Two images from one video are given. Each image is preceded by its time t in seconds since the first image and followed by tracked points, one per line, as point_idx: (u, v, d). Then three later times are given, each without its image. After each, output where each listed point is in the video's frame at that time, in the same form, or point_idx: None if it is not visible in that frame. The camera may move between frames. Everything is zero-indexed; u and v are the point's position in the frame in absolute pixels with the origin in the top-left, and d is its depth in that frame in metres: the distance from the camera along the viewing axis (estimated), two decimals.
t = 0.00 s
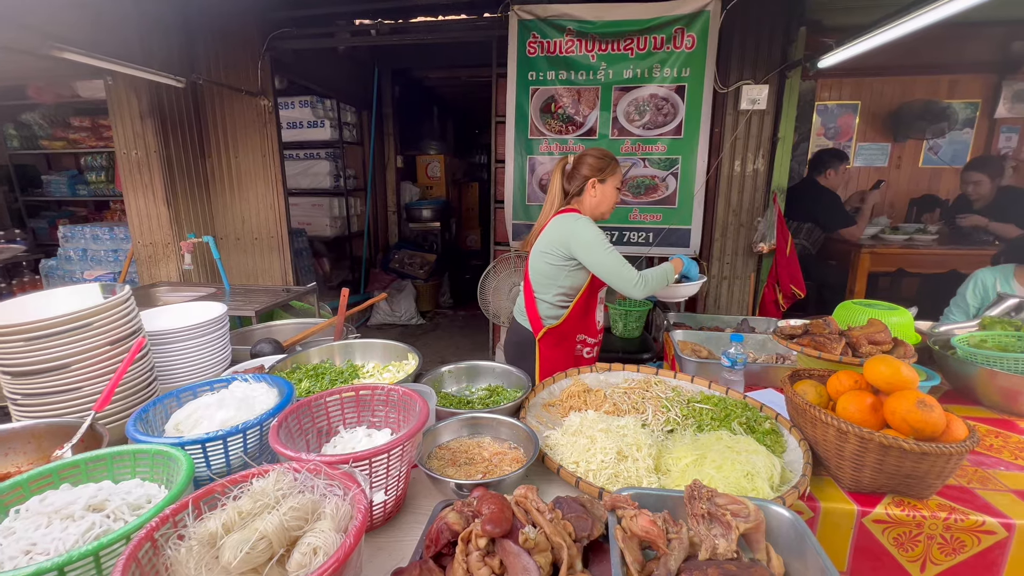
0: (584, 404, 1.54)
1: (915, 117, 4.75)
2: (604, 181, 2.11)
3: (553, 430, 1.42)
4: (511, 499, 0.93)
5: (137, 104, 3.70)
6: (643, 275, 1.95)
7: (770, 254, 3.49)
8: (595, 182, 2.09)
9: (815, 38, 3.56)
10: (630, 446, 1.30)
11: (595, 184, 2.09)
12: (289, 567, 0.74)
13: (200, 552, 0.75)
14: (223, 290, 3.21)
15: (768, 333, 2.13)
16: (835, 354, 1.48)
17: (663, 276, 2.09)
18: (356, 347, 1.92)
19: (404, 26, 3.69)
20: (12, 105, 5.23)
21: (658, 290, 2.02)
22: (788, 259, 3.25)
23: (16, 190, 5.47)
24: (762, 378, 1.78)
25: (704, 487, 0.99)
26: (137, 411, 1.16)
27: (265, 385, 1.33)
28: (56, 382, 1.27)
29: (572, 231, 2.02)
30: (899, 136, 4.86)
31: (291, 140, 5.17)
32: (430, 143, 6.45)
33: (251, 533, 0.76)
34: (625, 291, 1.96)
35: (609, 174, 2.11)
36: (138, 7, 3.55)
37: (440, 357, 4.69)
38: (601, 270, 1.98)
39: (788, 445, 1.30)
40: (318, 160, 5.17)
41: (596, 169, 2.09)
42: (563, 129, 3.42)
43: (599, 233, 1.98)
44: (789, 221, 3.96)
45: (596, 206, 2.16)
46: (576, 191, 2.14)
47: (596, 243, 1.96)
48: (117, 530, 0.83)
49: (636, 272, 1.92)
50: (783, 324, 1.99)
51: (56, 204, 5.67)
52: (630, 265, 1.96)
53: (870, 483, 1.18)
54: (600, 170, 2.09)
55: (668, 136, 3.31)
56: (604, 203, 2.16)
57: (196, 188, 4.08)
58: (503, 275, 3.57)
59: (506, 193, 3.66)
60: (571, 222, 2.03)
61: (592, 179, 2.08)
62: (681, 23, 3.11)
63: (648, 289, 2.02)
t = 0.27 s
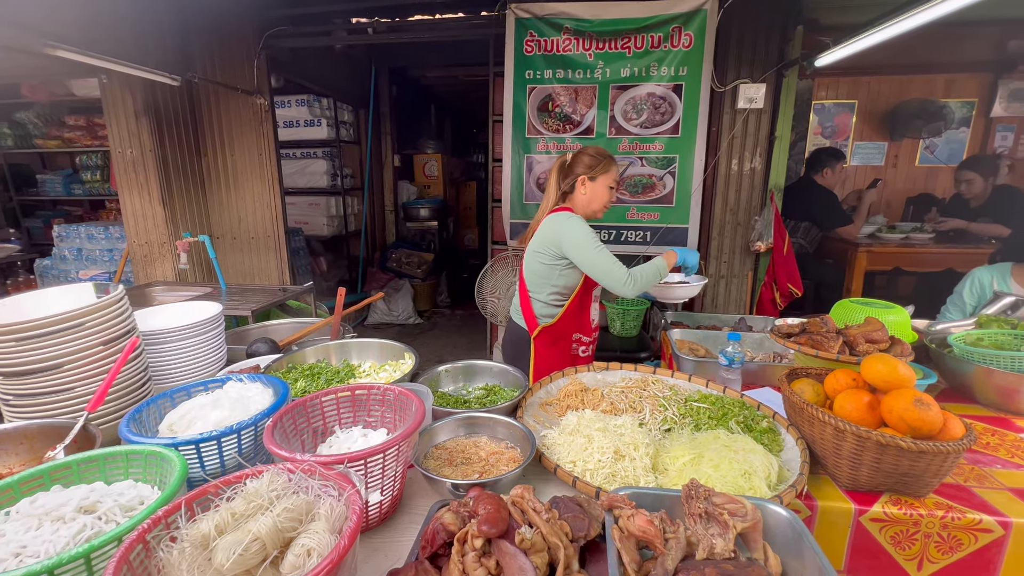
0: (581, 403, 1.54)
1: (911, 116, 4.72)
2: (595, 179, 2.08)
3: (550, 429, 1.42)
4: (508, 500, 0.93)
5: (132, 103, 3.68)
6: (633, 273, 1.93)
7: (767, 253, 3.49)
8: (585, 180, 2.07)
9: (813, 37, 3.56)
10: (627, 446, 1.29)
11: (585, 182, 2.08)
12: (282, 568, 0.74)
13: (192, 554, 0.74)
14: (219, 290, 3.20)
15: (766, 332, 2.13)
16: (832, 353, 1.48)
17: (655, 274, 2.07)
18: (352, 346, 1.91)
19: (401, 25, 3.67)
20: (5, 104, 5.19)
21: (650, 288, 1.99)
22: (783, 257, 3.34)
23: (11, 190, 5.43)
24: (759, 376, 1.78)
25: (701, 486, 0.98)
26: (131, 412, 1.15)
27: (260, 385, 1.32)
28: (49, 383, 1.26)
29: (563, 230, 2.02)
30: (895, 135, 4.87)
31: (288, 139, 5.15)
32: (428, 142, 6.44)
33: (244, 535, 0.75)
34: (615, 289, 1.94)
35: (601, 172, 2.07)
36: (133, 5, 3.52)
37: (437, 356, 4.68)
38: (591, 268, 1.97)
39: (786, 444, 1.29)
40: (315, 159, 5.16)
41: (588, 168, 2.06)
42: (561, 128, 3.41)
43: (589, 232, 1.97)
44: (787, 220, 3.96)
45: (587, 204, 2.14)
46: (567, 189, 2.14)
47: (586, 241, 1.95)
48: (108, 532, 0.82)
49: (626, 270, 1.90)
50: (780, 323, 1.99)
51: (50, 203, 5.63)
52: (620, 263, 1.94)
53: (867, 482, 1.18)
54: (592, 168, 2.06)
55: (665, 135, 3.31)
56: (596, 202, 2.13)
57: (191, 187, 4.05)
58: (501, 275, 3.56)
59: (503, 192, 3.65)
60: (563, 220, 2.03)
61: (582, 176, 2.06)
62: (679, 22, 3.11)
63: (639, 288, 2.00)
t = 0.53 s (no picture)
0: (580, 402, 1.53)
1: (909, 114, 4.70)
2: (586, 177, 2.05)
3: (549, 428, 1.42)
4: (507, 500, 0.92)
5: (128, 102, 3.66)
6: (602, 282, 1.84)
7: (766, 252, 3.50)
8: (576, 178, 2.06)
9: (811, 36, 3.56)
10: (626, 445, 1.29)
11: (575, 180, 2.07)
12: (280, 569, 0.73)
13: (189, 556, 0.73)
14: (217, 290, 3.19)
15: (764, 331, 2.14)
16: (831, 351, 1.48)
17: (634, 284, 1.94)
18: (351, 345, 1.91)
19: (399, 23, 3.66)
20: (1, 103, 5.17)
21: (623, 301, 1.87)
22: (783, 257, 3.36)
23: (8, 189, 5.41)
24: (757, 375, 1.79)
25: (700, 486, 0.98)
26: (127, 412, 1.14)
27: (258, 384, 1.31)
28: (45, 383, 1.25)
29: (547, 231, 2.01)
30: (893, 134, 4.87)
31: (286, 138, 5.14)
32: (426, 141, 6.43)
33: (242, 537, 0.74)
34: (584, 296, 1.88)
35: (591, 169, 2.04)
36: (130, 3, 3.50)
37: (436, 355, 4.68)
38: (566, 271, 1.93)
39: (785, 443, 1.29)
40: (313, 158, 5.15)
41: (579, 165, 2.06)
42: (559, 127, 3.40)
43: (569, 234, 1.94)
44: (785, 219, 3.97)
45: (580, 202, 2.12)
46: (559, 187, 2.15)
47: (564, 244, 1.92)
48: (104, 534, 0.81)
49: (593, 277, 1.82)
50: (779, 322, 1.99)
51: (47, 202, 5.61)
52: (593, 270, 1.87)
53: (866, 481, 1.18)
54: (582, 166, 2.05)
55: (664, 134, 3.30)
56: (587, 200, 2.10)
57: (189, 186, 4.04)
58: (499, 274, 3.56)
59: (502, 191, 3.64)
60: (549, 221, 2.02)
61: (572, 175, 2.06)
62: (677, 21, 3.11)
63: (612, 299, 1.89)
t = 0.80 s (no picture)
0: (579, 401, 1.53)
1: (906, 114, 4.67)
2: (575, 176, 2.05)
3: (548, 428, 1.41)
4: (506, 500, 0.92)
5: (126, 101, 3.65)
6: (581, 295, 1.86)
7: (764, 251, 3.50)
8: (564, 178, 2.06)
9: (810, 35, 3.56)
10: (626, 444, 1.28)
11: (564, 180, 2.06)
12: (278, 570, 0.73)
13: (186, 557, 0.73)
14: (215, 289, 3.18)
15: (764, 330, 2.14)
16: (830, 350, 1.48)
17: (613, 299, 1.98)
18: (349, 345, 1.90)
19: (398, 22, 3.65)
20: None
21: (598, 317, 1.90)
22: (782, 255, 3.36)
23: (5, 189, 5.39)
24: (756, 374, 1.79)
25: (699, 485, 0.98)
26: (124, 412, 1.14)
27: (255, 384, 1.31)
28: (41, 383, 1.24)
29: (532, 234, 2.01)
30: (892, 133, 4.88)
31: (284, 137, 5.13)
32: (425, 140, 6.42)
33: (239, 537, 0.74)
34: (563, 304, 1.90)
35: (580, 168, 2.04)
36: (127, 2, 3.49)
37: (434, 355, 4.67)
38: (547, 278, 1.94)
39: (784, 442, 1.29)
40: (312, 157, 5.14)
41: (568, 165, 2.06)
42: (558, 126, 3.40)
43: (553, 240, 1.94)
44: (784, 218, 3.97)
45: (570, 202, 2.11)
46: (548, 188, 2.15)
47: (547, 250, 1.93)
48: (101, 535, 0.81)
49: (573, 290, 1.84)
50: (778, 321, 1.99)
51: (45, 202, 5.59)
52: (573, 280, 1.88)
53: (866, 480, 1.18)
54: (570, 165, 2.05)
55: (663, 133, 3.30)
56: (578, 199, 2.09)
57: (186, 185, 4.03)
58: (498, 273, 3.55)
59: (501, 191, 3.64)
60: (535, 224, 2.01)
61: (560, 175, 2.06)
62: (676, 20, 3.10)
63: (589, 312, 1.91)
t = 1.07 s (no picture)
0: (578, 400, 1.53)
1: (906, 112, 4.76)
2: (565, 174, 2.05)
3: (547, 427, 1.42)
4: (505, 498, 0.92)
5: (124, 100, 3.65)
6: (576, 297, 1.88)
7: (763, 250, 3.50)
8: (554, 177, 2.06)
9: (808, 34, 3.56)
10: (625, 443, 1.28)
11: (554, 179, 2.06)
12: (276, 568, 0.73)
13: (185, 556, 0.73)
14: (214, 289, 3.18)
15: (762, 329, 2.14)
16: (828, 349, 1.48)
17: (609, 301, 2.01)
18: (348, 345, 1.90)
19: (396, 22, 3.65)
20: None
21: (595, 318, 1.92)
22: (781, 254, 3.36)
23: (3, 189, 5.38)
24: (755, 373, 1.79)
25: (698, 484, 0.98)
26: (123, 412, 1.14)
27: (254, 384, 1.31)
28: (39, 382, 1.24)
29: (520, 236, 2.00)
30: (890, 132, 4.88)
31: (283, 137, 5.13)
32: (424, 140, 6.42)
33: (237, 536, 0.74)
34: (558, 306, 1.92)
35: (569, 165, 2.04)
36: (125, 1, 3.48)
37: (433, 354, 4.68)
38: (539, 280, 1.94)
39: (782, 441, 1.30)
40: (311, 157, 5.14)
41: (556, 163, 2.05)
42: (557, 125, 3.39)
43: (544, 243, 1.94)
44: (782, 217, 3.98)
45: (562, 200, 2.12)
46: (539, 187, 2.14)
47: (537, 253, 1.92)
48: (100, 534, 0.81)
49: (568, 293, 1.85)
50: (775, 320, 2.00)
51: (43, 201, 5.58)
52: (567, 283, 1.89)
53: (863, 478, 1.18)
54: (558, 164, 2.05)
55: (662, 132, 3.30)
56: (570, 197, 2.09)
57: (185, 184, 4.02)
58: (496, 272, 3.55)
59: (499, 190, 3.64)
60: (523, 225, 2.01)
61: (550, 175, 2.06)
62: (675, 19, 3.10)
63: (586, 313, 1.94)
